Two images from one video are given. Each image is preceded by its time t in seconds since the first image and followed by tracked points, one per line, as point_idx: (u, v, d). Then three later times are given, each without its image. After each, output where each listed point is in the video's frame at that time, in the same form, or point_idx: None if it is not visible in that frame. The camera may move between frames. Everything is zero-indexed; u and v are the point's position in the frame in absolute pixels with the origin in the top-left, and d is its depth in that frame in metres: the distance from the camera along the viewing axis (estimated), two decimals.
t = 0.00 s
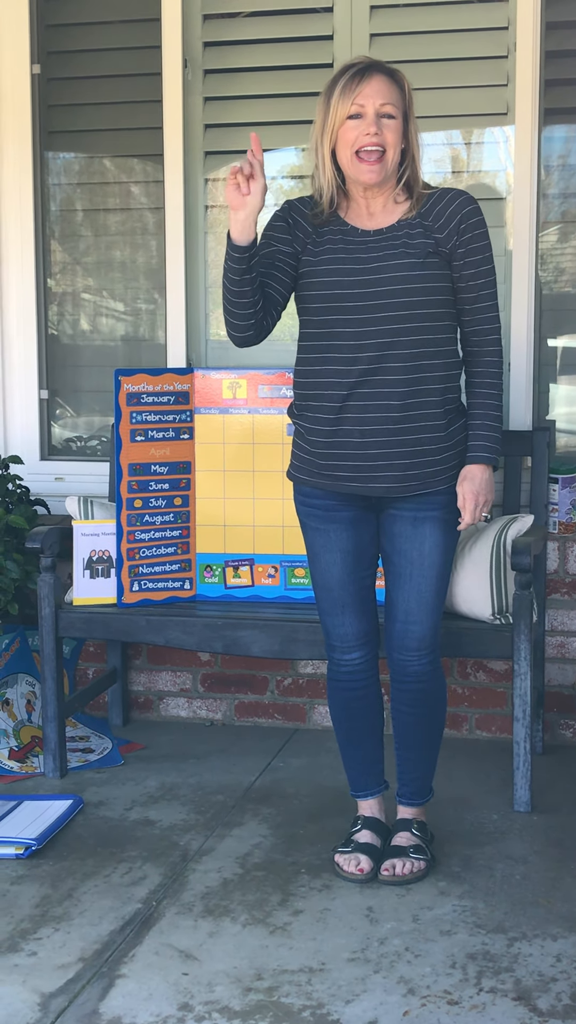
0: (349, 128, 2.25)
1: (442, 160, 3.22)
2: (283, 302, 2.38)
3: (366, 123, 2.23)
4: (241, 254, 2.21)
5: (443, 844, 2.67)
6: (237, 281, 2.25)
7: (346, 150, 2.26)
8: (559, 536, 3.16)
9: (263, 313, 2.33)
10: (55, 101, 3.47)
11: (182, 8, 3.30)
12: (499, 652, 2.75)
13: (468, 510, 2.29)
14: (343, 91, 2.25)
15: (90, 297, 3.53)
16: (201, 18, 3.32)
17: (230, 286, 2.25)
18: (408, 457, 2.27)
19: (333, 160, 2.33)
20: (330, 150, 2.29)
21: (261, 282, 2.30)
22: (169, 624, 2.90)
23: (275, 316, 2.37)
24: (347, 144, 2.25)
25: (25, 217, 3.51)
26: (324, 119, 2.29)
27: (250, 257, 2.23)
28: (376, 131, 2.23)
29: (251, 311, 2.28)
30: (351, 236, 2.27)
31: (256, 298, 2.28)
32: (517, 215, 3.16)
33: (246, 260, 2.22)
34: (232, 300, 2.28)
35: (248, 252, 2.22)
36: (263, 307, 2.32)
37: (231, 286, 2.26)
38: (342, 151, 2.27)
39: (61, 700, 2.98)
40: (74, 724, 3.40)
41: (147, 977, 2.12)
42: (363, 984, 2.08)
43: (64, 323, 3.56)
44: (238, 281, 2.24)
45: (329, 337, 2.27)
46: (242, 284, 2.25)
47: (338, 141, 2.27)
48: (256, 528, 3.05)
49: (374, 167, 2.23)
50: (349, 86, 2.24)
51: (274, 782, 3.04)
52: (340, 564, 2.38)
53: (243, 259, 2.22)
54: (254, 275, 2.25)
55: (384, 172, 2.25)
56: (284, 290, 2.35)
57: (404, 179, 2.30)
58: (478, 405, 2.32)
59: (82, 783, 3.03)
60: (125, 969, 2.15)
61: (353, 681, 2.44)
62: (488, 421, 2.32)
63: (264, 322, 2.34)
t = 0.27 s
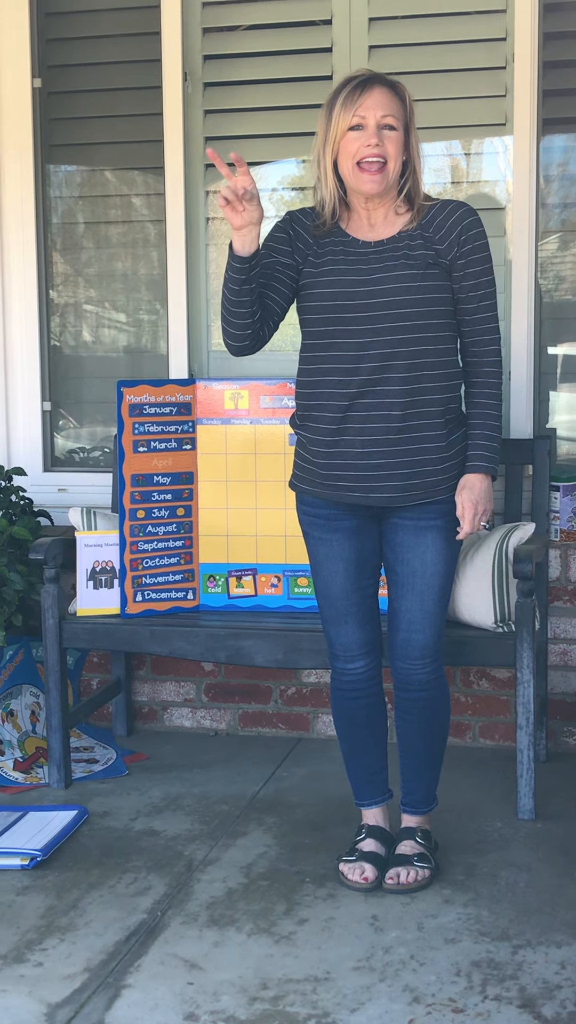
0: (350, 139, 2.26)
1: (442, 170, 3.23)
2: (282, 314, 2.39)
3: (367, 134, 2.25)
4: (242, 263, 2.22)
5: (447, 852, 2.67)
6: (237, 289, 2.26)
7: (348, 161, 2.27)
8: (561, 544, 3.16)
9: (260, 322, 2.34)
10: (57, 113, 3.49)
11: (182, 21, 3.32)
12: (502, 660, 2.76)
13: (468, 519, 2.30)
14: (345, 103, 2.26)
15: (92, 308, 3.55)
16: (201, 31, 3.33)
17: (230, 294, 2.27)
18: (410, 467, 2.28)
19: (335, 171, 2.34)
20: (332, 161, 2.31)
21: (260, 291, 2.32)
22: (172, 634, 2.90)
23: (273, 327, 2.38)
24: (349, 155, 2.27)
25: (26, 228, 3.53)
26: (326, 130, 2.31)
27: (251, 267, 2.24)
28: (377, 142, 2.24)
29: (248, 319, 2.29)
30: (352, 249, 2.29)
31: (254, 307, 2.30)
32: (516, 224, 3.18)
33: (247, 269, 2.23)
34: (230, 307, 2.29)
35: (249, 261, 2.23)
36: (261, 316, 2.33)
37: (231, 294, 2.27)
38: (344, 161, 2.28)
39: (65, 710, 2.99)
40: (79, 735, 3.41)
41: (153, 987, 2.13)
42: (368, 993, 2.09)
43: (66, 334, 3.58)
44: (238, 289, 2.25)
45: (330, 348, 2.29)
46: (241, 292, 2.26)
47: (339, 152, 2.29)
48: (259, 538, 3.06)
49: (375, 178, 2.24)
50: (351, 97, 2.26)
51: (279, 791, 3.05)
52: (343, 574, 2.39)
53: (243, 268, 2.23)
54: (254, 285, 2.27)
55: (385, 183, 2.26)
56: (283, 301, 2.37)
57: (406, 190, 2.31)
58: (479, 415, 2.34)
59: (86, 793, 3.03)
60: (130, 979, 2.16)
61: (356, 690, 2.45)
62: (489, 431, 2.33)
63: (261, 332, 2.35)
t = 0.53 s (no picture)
0: (352, 147, 2.26)
1: (445, 179, 3.24)
2: (276, 323, 2.40)
3: (369, 143, 2.25)
4: (235, 275, 2.23)
5: (454, 860, 2.67)
6: (230, 300, 2.27)
7: (350, 170, 2.27)
8: (566, 551, 3.17)
9: (254, 332, 2.35)
10: (60, 125, 3.50)
11: (184, 32, 3.33)
12: (509, 668, 2.76)
13: (474, 526, 2.29)
14: (347, 111, 2.27)
15: (96, 319, 3.55)
16: (203, 42, 3.34)
17: (224, 304, 2.27)
18: (414, 476, 2.28)
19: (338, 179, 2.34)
20: (334, 169, 2.31)
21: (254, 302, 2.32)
22: (178, 643, 2.91)
23: (266, 337, 2.39)
24: (351, 164, 2.27)
25: (30, 239, 3.54)
26: (328, 139, 2.31)
27: (244, 278, 2.24)
28: (378, 150, 2.24)
29: (242, 330, 2.30)
30: (355, 257, 2.29)
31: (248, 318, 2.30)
32: (519, 232, 3.18)
33: (240, 282, 2.24)
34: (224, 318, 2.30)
35: (242, 274, 2.24)
36: (254, 327, 2.34)
37: (225, 304, 2.28)
38: (346, 170, 2.28)
39: (72, 721, 2.99)
40: (85, 745, 3.40)
41: (161, 997, 2.12)
42: (376, 1002, 2.09)
43: (70, 345, 3.58)
44: (232, 300, 2.26)
45: (333, 358, 2.29)
46: (234, 303, 2.26)
47: (341, 161, 2.29)
48: (264, 546, 3.07)
49: (377, 186, 2.24)
50: (353, 106, 2.26)
51: (285, 800, 3.05)
52: (348, 582, 2.39)
53: (237, 280, 2.24)
54: (247, 297, 2.27)
55: (387, 191, 2.26)
56: (277, 310, 2.38)
57: (407, 198, 2.32)
58: (483, 423, 2.34)
59: (93, 803, 3.03)
60: (138, 989, 2.16)
61: (362, 698, 2.45)
62: (493, 439, 2.33)
63: (254, 341, 2.36)
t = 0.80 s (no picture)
0: (359, 150, 2.26)
1: (452, 181, 3.24)
2: (276, 324, 2.39)
3: (376, 146, 2.24)
4: (234, 272, 2.22)
5: (463, 863, 2.67)
6: (229, 297, 2.26)
7: (357, 173, 2.26)
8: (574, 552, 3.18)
9: (251, 331, 2.34)
10: (67, 128, 3.50)
11: (190, 35, 3.33)
12: (518, 671, 2.75)
13: (481, 530, 2.28)
14: (354, 114, 2.25)
15: (103, 322, 3.55)
16: (210, 45, 3.34)
17: (222, 301, 2.27)
18: (423, 478, 2.27)
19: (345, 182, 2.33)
20: (342, 172, 2.30)
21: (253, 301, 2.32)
22: (186, 646, 2.90)
23: (265, 337, 2.38)
24: (358, 167, 2.26)
25: (37, 243, 3.53)
26: (335, 141, 2.30)
27: (243, 277, 2.24)
28: (386, 154, 2.23)
29: (239, 327, 2.29)
30: (362, 259, 2.28)
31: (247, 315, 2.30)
32: (527, 234, 3.18)
33: (239, 279, 2.23)
34: (222, 314, 2.29)
35: (241, 272, 2.23)
36: (253, 326, 2.33)
37: (223, 301, 2.27)
38: (353, 173, 2.27)
39: (80, 725, 2.99)
40: (93, 749, 3.40)
41: (170, 1001, 2.12)
42: (386, 1006, 2.08)
43: (77, 349, 3.58)
44: (231, 296, 2.26)
45: (341, 360, 2.28)
46: (234, 300, 2.26)
47: (348, 163, 2.28)
48: (272, 549, 3.06)
49: (384, 189, 2.23)
50: (360, 109, 2.25)
51: (294, 804, 3.04)
52: (356, 585, 2.39)
53: (235, 278, 2.23)
54: (246, 294, 2.27)
55: (394, 194, 2.25)
56: (277, 310, 2.37)
57: (415, 200, 2.31)
58: (492, 425, 2.32)
59: (101, 807, 3.03)
60: (147, 993, 2.16)
61: (371, 701, 2.44)
62: (501, 441, 2.31)
63: (251, 340, 2.35)
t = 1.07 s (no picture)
0: (369, 147, 2.25)
1: (459, 177, 3.24)
2: (278, 319, 2.39)
3: (386, 143, 2.23)
4: (231, 278, 2.23)
5: (472, 860, 2.67)
6: (228, 299, 2.26)
7: (367, 170, 2.26)
8: None
9: (252, 327, 2.34)
10: (75, 124, 3.50)
11: (198, 32, 3.34)
12: (527, 667, 2.75)
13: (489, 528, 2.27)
14: (364, 110, 2.25)
15: (110, 319, 3.55)
16: (218, 41, 3.35)
17: (221, 302, 2.27)
18: (432, 474, 2.27)
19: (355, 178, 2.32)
20: (352, 168, 2.30)
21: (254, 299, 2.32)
22: (194, 642, 2.90)
23: (266, 331, 2.38)
24: (368, 164, 2.25)
25: (45, 239, 3.54)
26: (345, 137, 2.30)
27: (240, 281, 2.24)
28: (396, 151, 2.23)
29: (238, 328, 2.30)
30: (371, 255, 2.27)
31: (249, 312, 2.30)
32: (536, 229, 3.18)
33: (236, 283, 2.24)
34: (222, 314, 2.29)
35: (238, 278, 2.23)
36: (254, 323, 2.34)
37: (222, 302, 2.28)
38: (363, 170, 2.27)
39: (89, 721, 2.99)
40: (102, 744, 3.41)
41: (179, 997, 2.12)
42: (395, 1002, 2.08)
43: (85, 345, 3.59)
44: (229, 299, 2.26)
45: (349, 356, 2.28)
46: (233, 302, 2.26)
47: (358, 160, 2.28)
48: (280, 546, 3.06)
49: (394, 187, 2.23)
50: (370, 105, 2.24)
51: (302, 800, 3.04)
52: (364, 581, 2.38)
53: (233, 282, 2.23)
54: (244, 296, 2.27)
55: (404, 191, 2.24)
56: (281, 307, 2.37)
57: (426, 197, 2.30)
58: (500, 421, 2.32)
59: (110, 803, 3.04)
60: (156, 988, 2.16)
61: (379, 697, 2.44)
62: (509, 437, 2.30)
63: (252, 337, 2.35)
